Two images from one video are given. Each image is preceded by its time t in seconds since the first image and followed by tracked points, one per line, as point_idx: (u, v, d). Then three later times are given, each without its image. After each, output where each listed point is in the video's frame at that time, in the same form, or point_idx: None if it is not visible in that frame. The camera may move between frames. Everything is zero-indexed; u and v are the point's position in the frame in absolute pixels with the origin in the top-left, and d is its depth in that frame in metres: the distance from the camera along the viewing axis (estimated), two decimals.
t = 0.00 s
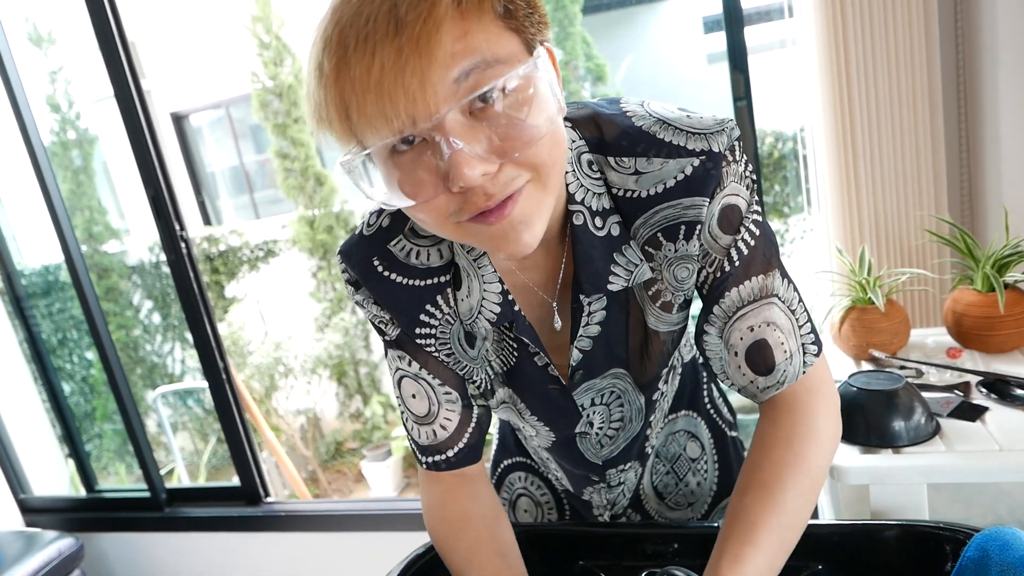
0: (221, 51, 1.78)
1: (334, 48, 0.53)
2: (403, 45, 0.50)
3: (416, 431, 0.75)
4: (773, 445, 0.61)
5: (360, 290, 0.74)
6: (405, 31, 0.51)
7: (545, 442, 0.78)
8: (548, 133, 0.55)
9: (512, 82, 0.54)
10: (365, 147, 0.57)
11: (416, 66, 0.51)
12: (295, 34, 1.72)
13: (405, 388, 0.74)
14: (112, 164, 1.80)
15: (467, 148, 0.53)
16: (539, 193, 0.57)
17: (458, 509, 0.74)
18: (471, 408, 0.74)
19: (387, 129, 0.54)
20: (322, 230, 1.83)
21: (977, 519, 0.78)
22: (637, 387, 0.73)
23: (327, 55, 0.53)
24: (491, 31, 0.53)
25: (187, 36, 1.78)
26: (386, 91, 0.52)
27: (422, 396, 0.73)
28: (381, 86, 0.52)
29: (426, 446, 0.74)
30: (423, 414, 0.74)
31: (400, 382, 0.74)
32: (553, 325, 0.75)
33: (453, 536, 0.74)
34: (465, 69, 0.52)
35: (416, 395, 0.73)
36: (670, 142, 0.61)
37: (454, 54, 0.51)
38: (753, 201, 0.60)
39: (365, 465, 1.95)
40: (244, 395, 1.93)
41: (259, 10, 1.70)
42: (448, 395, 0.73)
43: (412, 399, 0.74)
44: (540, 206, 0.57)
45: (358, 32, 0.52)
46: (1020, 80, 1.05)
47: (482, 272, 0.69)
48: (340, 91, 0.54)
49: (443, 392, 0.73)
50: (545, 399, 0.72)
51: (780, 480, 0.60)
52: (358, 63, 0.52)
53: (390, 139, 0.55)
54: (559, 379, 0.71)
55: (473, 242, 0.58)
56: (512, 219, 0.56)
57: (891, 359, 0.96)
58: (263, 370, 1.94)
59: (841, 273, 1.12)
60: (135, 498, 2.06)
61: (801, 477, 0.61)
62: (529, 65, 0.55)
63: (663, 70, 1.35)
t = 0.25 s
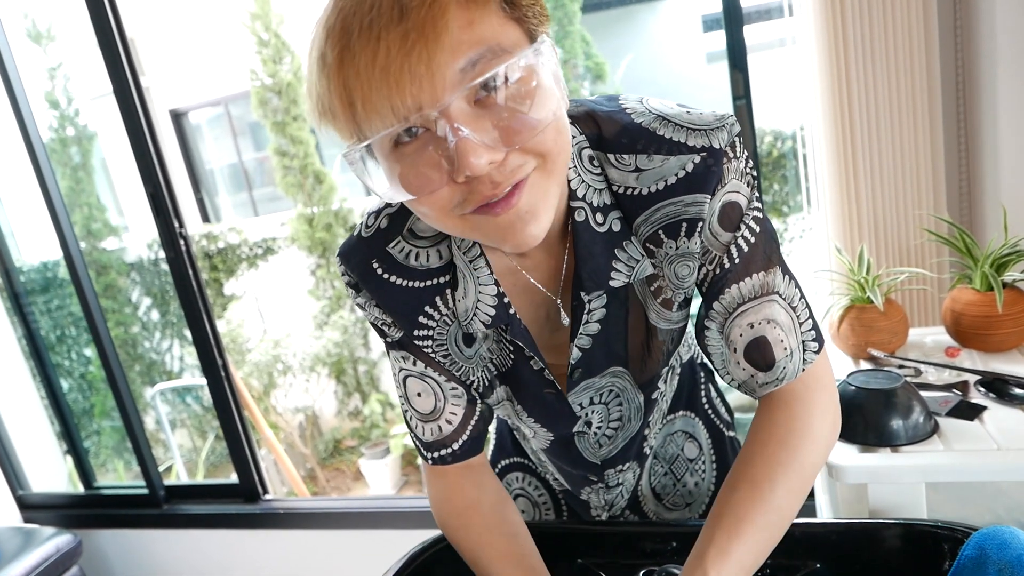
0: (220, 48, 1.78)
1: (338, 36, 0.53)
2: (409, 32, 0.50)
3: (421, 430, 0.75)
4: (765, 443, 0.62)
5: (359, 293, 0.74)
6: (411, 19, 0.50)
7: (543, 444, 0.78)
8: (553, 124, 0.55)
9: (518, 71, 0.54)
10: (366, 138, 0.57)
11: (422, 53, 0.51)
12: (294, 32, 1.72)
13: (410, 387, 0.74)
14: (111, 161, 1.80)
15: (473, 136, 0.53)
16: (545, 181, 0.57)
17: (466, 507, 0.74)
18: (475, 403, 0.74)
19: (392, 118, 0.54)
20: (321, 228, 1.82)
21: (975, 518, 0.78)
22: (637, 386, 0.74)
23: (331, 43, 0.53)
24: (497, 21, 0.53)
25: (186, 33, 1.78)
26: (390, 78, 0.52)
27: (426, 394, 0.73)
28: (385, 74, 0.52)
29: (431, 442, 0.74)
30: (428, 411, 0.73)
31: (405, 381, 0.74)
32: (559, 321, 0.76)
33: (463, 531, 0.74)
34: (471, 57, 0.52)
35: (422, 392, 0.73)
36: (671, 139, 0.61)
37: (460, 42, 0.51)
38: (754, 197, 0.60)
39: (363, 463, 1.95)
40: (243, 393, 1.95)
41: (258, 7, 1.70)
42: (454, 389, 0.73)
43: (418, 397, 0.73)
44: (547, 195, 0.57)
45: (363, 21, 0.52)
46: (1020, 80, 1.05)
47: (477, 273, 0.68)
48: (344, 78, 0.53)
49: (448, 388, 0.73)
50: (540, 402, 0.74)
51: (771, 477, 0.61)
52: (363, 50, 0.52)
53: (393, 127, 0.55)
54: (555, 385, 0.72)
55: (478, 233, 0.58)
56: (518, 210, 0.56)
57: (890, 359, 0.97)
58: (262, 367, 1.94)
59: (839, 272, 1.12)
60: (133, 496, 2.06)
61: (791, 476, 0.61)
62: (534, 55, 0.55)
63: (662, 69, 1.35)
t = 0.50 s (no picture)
0: (219, 48, 1.78)
1: (337, 38, 0.53)
2: (409, 36, 0.50)
3: (423, 438, 0.75)
4: (770, 462, 0.62)
5: (357, 298, 0.74)
6: (411, 23, 0.50)
7: (543, 448, 0.78)
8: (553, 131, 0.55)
9: (518, 76, 0.54)
10: (364, 139, 0.57)
11: (422, 58, 0.51)
12: (294, 31, 1.71)
13: (408, 394, 0.74)
14: (111, 161, 1.80)
15: (472, 143, 0.53)
16: (543, 188, 0.57)
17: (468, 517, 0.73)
18: (476, 410, 0.75)
19: (389, 121, 0.54)
20: (320, 228, 1.82)
21: (974, 517, 0.78)
22: (637, 394, 0.74)
23: (329, 43, 0.53)
24: (497, 26, 0.53)
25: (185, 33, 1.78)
26: (388, 81, 0.51)
27: (426, 400, 0.73)
28: (383, 77, 0.51)
29: (432, 451, 0.75)
30: (428, 418, 0.74)
31: (403, 389, 0.74)
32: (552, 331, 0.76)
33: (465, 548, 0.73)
34: (471, 62, 0.52)
35: (420, 400, 0.74)
36: (673, 142, 0.61)
37: (459, 47, 0.51)
38: (755, 201, 0.60)
39: (363, 463, 1.96)
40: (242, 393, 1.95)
41: (256, 7, 1.70)
42: (453, 398, 0.73)
43: (417, 405, 0.74)
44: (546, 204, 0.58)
45: (362, 21, 0.52)
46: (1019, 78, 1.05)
47: (478, 277, 0.69)
48: (341, 79, 0.53)
49: (447, 396, 0.73)
50: (541, 406, 0.73)
51: (779, 498, 0.60)
52: (361, 53, 0.52)
53: (390, 130, 0.55)
54: (558, 388, 0.71)
55: (476, 241, 0.57)
56: (516, 218, 0.56)
57: (889, 358, 0.96)
58: (262, 367, 1.94)
59: (839, 271, 1.12)
60: (133, 495, 2.06)
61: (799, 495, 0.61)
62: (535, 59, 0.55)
63: (661, 69, 1.35)
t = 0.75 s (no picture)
0: (221, 49, 1.78)
1: (344, 34, 0.54)
2: (415, 32, 0.51)
3: (431, 441, 0.75)
4: (771, 466, 0.61)
5: (361, 302, 0.74)
6: (417, 20, 0.51)
7: (546, 450, 0.78)
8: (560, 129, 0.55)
9: (524, 73, 0.54)
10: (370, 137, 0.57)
11: (428, 54, 0.51)
12: (294, 32, 1.72)
13: (414, 399, 0.74)
14: (112, 162, 1.80)
15: (478, 140, 0.53)
16: (549, 187, 0.57)
17: (475, 522, 0.73)
18: (482, 413, 0.75)
19: (394, 118, 0.54)
20: (322, 229, 1.82)
21: (975, 517, 0.78)
22: (639, 395, 0.74)
23: (336, 40, 0.54)
24: (504, 24, 0.53)
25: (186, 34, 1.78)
26: (393, 77, 0.52)
27: (433, 404, 0.73)
28: (389, 73, 0.52)
29: (440, 454, 0.75)
30: (435, 422, 0.74)
31: (409, 393, 0.74)
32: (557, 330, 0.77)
33: (475, 553, 0.73)
34: (478, 59, 0.52)
35: (426, 404, 0.74)
36: (676, 143, 0.61)
37: (466, 44, 0.51)
38: (756, 202, 0.60)
39: (365, 463, 1.96)
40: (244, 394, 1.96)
41: (257, 8, 1.70)
42: (458, 402, 0.73)
43: (423, 409, 0.74)
44: (554, 203, 0.57)
45: (369, 19, 0.53)
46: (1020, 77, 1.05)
47: (483, 279, 0.68)
48: (347, 75, 0.54)
49: (452, 400, 0.73)
50: (544, 409, 0.74)
51: (778, 505, 0.60)
52: (367, 50, 0.52)
53: (396, 128, 0.55)
54: (560, 392, 0.72)
55: (482, 241, 0.57)
56: (526, 221, 0.56)
57: (889, 358, 0.97)
58: (263, 368, 1.95)
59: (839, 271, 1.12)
60: (135, 496, 2.06)
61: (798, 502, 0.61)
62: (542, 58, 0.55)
63: (661, 69, 1.35)
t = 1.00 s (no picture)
0: (224, 52, 1.79)
1: (355, 44, 0.53)
2: (426, 47, 0.50)
3: (438, 436, 0.75)
4: (765, 457, 0.62)
5: (368, 299, 0.74)
6: (428, 34, 0.50)
7: (549, 446, 0.78)
8: (567, 139, 0.55)
9: (533, 84, 0.53)
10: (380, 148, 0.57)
11: (438, 69, 0.51)
12: (298, 35, 1.72)
13: (421, 394, 0.74)
14: (116, 165, 1.80)
15: (486, 154, 0.53)
16: (556, 193, 0.58)
17: (485, 519, 0.74)
18: (489, 408, 0.74)
19: (404, 130, 0.54)
20: (325, 231, 1.83)
21: (978, 520, 0.78)
22: (642, 392, 0.74)
23: (346, 50, 0.53)
24: (515, 35, 0.52)
25: (190, 38, 1.78)
26: (405, 91, 0.52)
27: (440, 399, 0.73)
28: (400, 88, 0.52)
29: (449, 448, 0.75)
30: (442, 417, 0.74)
31: (416, 388, 0.74)
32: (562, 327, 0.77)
33: (486, 550, 0.73)
34: (487, 74, 0.52)
35: (433, 400, 0.74)
36: (675, 136, 0.61)
37: (477, 58, 0.51)
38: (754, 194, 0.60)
39: (368, 465, 1.96)
40: (248, 395, 1.92)
41: (261, 11, 1.70)
42: (465, 397, 0.73)
43: (430, 404, 0.74)
44: (560, 209, 0.58)
45: (380, 29, 0.52)
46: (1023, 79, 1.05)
47: (487, 275, 0.68)
48: (357, 86, 0.54)
49: (459, 395, 0.73)
50: (548, 406, 0.74)
51: (767, 491, 0.61)
52: (378, 62, 0.52)
53: (406, 140, 0.55)
54: (564, 388, 0.72)
55: (489, 243, 0.58)
56: (533, 226, 0.57)
57: (893, 360, 0.97)
58: (266, 370, 1.94)
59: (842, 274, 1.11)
60: (138, 498, 2.07)
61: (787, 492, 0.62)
62: (551, 68, 0.55)
63: (664, 72, 1.36)
